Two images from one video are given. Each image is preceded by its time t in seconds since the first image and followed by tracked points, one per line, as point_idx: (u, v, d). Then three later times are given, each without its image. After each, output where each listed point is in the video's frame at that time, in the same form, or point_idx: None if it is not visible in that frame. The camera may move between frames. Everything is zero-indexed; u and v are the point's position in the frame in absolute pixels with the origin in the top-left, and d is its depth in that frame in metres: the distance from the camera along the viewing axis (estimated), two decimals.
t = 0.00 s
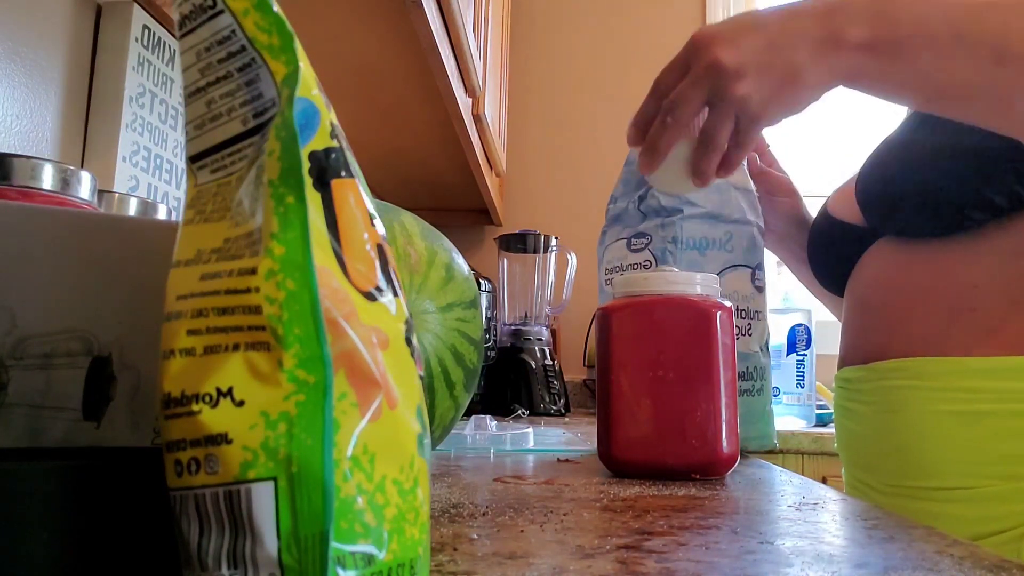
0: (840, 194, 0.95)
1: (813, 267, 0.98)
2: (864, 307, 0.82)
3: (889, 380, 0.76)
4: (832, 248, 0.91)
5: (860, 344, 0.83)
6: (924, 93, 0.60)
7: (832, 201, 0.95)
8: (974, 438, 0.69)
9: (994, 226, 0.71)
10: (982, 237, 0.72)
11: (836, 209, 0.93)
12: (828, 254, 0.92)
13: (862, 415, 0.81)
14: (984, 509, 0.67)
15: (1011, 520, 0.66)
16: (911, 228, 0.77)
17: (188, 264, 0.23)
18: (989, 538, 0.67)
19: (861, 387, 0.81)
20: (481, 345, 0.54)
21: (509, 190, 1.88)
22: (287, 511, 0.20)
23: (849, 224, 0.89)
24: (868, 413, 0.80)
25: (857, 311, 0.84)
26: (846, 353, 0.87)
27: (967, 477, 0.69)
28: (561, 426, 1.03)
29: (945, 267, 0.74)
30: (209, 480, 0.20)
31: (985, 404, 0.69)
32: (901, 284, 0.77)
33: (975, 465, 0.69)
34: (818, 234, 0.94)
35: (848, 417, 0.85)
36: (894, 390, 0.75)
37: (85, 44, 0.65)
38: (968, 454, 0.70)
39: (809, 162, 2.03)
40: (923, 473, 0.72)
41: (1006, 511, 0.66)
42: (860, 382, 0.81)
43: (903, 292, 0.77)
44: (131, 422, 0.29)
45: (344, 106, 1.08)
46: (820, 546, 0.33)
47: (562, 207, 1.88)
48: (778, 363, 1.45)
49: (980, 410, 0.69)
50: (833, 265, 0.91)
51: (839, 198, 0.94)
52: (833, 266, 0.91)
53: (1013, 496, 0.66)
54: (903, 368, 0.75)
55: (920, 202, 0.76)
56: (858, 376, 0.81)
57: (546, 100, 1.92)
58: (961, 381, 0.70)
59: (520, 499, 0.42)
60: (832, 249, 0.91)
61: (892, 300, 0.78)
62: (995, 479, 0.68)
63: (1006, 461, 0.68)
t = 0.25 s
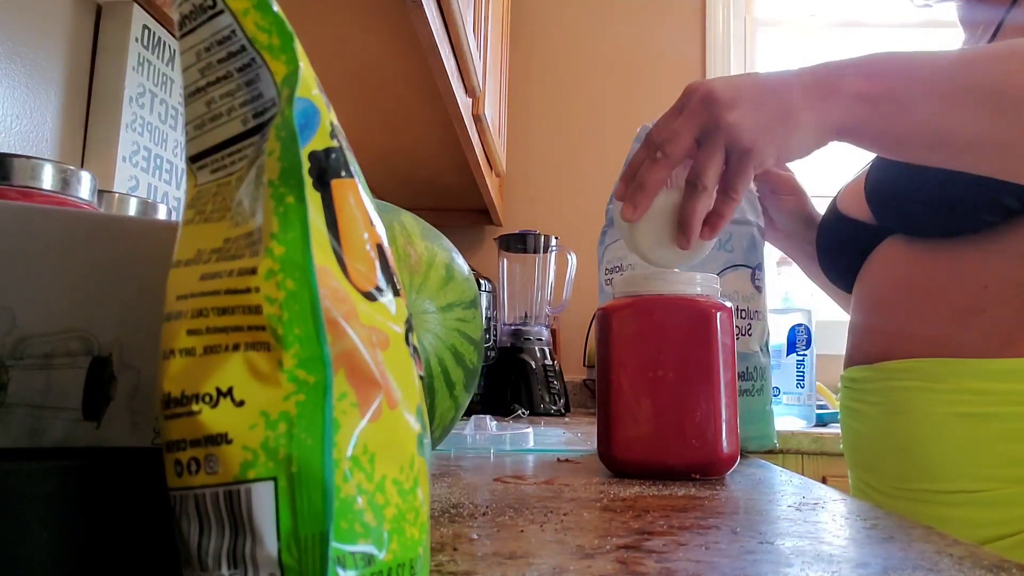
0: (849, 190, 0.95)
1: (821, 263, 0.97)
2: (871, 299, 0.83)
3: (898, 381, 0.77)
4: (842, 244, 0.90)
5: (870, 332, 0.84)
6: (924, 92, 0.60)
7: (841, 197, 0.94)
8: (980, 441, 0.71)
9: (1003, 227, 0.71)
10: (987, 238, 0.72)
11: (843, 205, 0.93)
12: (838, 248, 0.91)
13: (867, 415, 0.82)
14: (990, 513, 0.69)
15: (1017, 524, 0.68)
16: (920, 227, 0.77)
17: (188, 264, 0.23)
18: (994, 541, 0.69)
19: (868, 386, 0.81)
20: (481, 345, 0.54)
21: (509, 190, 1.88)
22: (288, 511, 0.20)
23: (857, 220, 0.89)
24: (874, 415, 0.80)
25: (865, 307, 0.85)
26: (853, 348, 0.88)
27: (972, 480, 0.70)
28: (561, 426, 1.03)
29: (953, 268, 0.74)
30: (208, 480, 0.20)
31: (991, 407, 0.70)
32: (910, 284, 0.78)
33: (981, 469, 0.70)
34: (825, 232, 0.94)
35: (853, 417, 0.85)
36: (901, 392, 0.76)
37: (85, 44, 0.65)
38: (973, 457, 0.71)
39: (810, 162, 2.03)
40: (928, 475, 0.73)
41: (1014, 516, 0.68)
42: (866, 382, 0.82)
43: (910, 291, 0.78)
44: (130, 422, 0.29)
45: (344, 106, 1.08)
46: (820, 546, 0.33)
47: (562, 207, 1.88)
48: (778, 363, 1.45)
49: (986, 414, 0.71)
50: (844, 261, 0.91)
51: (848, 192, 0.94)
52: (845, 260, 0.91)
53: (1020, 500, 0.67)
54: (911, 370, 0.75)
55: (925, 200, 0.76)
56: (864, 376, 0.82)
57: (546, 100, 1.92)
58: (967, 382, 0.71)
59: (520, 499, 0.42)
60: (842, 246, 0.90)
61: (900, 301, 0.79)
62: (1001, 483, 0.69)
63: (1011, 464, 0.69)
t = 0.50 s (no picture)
0: (849, 190, 0.94)
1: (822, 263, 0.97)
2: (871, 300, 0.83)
3: (898, 381, 0.77)
4: (841, 244, 0.90)
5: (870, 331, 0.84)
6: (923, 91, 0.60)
7: (842, 197, 0.94)
8: (980, 441, 0.71)
9: (1004, 227, 0.71)
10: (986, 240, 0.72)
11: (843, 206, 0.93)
12: (839, 248, 0.91)
13: (868, 416, 0.82)
14: (991, 514, 0.69)
15: (1017, 525, 0.68)
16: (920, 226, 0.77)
17: (188, 264, 0.23)
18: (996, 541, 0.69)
19: (869, 387, 0.81)
20: (481, 345, 0.54)
21: (509, 190, 1.88)
22: (288, 511, 0.20)
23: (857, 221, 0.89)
24: (875, 415, 0.80)
25: (865, 306, 0.85)
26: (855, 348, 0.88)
27: (973, 481, 0.70)
28: (561, 426, 1.03)
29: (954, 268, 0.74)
30: (208, 480, 0.20)
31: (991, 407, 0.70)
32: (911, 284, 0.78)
33: (982, 469, 0.70)
34: (825, 232, 0.94)
35: (854, 417, 0.85)
36: (902, 392, 0.76)
37: (85, 44, 0.65)
38: (974, 458, 0.71)
39: (810, 162, 2.03)
40: (929, 476, 0.73)
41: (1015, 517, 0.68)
42: (868, 383, 0.82)
43: (909, 291, 0.78)
44: (130, 422, 0.29)
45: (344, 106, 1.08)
46: (820, 546, 0.33)
47: (562, 207, 1.88)
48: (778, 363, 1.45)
49: (986, 414, 0.70)
50: (845, 261, 0.91)
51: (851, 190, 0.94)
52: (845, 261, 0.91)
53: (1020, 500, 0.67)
54: (911, 370, 0.76)
55: (924, 200, 0.75)
56: (865, 376, 0.82)
57: (546, 100, 1.92)
58: (967, 382, 0.71)
59: (520, 499, 0.42)
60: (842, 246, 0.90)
61: (901, 299, 0.79)
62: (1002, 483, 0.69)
63: (1012, 464, 0.69)
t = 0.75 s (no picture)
0: (848, 190, 0.94)
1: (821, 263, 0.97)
2: (868, 301, 0.83)
3: (895, 381, 0.77)
4: (840, 244, 0.90)
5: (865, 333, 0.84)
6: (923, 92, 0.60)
7: (840, 198, 0.94)
8: (978, 440, 0.71)
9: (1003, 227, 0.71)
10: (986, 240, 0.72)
11: (841, 207, 0.93)
12: (835, 249, 0.91)
13: (865, 416, 0.82)
14: (989, 513, 0.69)
15: (1016, 524, 0.67)
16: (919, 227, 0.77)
17: (188, 264, 0.23)
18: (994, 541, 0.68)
19: (866, 387, 0.81)
20: (481, 345, 0.54)
21: (509, 190, 1.88)
22: (288, 511, 0.20)
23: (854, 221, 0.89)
24: (872, 415, 0.80)
25: (862, 306, 0.85)
26: (852, 349, 0.88)
27: (971, 480, 0.70)
28: (561, 426, 1.03)
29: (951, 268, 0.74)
30: (208, 480, 0.20)
31: (990, 407, 0.70)
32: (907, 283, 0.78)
33: (980, 469, 0.70)
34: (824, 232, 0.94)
35: (851, 417, 0.85)
36: (899, 392, 0.76)
37: (85, 44, 0.65)
38: (972, 457, 0.71)
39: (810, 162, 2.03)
40: (927, 475, 0.73)
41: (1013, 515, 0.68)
42: (864, 383, 0.82)
43: (908, 291, 0.77)
44: (130, 422, 0.29)
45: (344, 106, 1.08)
46: (820, 546, 0.33)
47: (562, 207, 1.88)
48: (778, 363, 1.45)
49: (984, 413, 0.70)
50: (843, 262, 0.91)
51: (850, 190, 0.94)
52: (844, 261, 0.91)
53: (1019, 499, 0.67)
54: (908, 369, 0.76)
55: (923, 200, 0.75)
56: (862, 376, 0.82)
57: (546, 100, 1.92)
58: (966, 383, 0.71)
59: (520, 499, 0.42)
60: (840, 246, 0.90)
61: (897, 298, 0.79)
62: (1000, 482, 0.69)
63: (1010, 463, 0.69)
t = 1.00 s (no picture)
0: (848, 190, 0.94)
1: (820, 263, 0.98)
2: (868, 300, 0.83)
3: (892, 381, 0.77)
4: (840, 244, 0.90)
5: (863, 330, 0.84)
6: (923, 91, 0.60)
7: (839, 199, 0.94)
8: (976, 439, 0.71)
9: (1003, 227, 0.71)
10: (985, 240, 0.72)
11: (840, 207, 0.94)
12: (835, 249, 0.91)
13: (863, 415, 0.81)
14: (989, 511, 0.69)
15: (1011, 524, 0.68)
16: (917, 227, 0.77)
17: (188, 264, 0.23)
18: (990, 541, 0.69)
19: (863, 387, 0.81)
20: (481, 345, 0.54)
21: (509, 190, 1.88)
22: (288, 511, 0.20)
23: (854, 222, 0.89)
24: (869, 415, 0.80)
25: (860, 306, 0.85)
26: (849, 350, 0.88)
27: (968, 480, 0.70)
28: (561, 426, 1.03)
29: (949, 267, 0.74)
30: (209, 480, 0.20)
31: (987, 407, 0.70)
32: (906, 283, 0.78)
33: (977, 469, 0.70)
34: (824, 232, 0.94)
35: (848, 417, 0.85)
36: (896, 392, 0.76)
37: (85, 44, 0.66)
38: (970, 457, 0.71)
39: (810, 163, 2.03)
40: (925, 475, 0.73)
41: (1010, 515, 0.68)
42: (861, 383, 0.82)
43: (907, 291, 0.77)
44: (130, 421, 0.29)
45: (344, 106, 1.08)
46: (820, 546, 0.33)
47: (562, 207, 1.88)
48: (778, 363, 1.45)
49: (981, 413, 0.70)
50: (842, 262, 0.91)
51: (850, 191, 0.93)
52: (844, 261, 0.91)
53: (1015, 499, 0.68)
54: (905, 369, 0.75)
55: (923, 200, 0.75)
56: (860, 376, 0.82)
57: (546, 100, 1.92)
58: (966, 383, 0.71)
59: (520, 499, 0.42)
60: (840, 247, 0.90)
61: (897, 297, 0.78)
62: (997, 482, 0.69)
63: (1007, 463, 0.69)
